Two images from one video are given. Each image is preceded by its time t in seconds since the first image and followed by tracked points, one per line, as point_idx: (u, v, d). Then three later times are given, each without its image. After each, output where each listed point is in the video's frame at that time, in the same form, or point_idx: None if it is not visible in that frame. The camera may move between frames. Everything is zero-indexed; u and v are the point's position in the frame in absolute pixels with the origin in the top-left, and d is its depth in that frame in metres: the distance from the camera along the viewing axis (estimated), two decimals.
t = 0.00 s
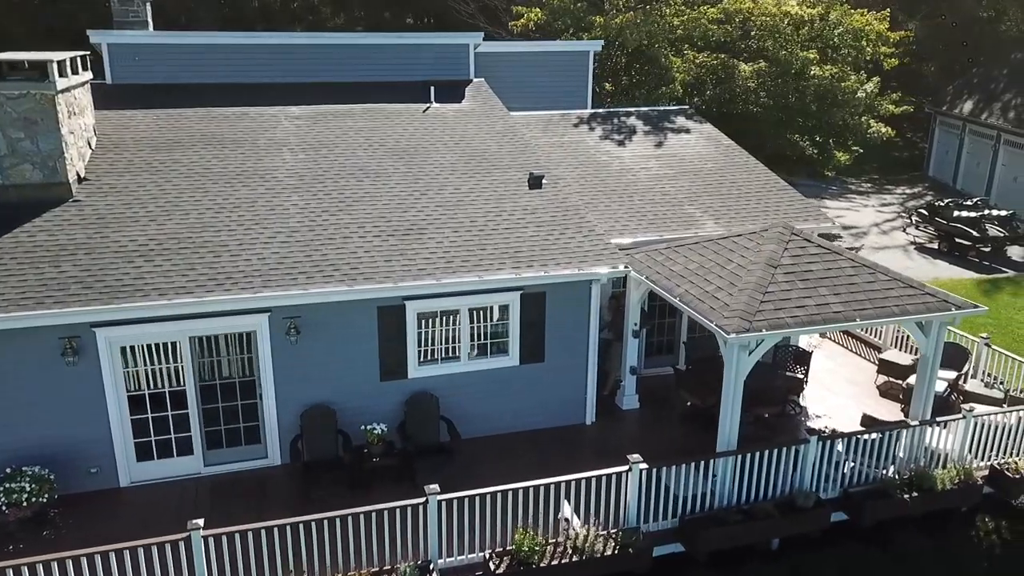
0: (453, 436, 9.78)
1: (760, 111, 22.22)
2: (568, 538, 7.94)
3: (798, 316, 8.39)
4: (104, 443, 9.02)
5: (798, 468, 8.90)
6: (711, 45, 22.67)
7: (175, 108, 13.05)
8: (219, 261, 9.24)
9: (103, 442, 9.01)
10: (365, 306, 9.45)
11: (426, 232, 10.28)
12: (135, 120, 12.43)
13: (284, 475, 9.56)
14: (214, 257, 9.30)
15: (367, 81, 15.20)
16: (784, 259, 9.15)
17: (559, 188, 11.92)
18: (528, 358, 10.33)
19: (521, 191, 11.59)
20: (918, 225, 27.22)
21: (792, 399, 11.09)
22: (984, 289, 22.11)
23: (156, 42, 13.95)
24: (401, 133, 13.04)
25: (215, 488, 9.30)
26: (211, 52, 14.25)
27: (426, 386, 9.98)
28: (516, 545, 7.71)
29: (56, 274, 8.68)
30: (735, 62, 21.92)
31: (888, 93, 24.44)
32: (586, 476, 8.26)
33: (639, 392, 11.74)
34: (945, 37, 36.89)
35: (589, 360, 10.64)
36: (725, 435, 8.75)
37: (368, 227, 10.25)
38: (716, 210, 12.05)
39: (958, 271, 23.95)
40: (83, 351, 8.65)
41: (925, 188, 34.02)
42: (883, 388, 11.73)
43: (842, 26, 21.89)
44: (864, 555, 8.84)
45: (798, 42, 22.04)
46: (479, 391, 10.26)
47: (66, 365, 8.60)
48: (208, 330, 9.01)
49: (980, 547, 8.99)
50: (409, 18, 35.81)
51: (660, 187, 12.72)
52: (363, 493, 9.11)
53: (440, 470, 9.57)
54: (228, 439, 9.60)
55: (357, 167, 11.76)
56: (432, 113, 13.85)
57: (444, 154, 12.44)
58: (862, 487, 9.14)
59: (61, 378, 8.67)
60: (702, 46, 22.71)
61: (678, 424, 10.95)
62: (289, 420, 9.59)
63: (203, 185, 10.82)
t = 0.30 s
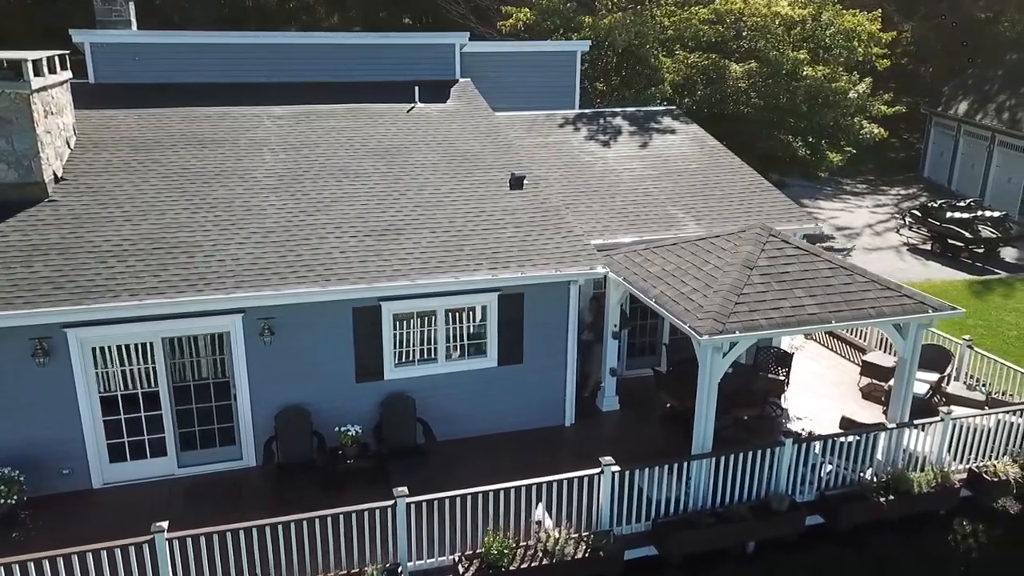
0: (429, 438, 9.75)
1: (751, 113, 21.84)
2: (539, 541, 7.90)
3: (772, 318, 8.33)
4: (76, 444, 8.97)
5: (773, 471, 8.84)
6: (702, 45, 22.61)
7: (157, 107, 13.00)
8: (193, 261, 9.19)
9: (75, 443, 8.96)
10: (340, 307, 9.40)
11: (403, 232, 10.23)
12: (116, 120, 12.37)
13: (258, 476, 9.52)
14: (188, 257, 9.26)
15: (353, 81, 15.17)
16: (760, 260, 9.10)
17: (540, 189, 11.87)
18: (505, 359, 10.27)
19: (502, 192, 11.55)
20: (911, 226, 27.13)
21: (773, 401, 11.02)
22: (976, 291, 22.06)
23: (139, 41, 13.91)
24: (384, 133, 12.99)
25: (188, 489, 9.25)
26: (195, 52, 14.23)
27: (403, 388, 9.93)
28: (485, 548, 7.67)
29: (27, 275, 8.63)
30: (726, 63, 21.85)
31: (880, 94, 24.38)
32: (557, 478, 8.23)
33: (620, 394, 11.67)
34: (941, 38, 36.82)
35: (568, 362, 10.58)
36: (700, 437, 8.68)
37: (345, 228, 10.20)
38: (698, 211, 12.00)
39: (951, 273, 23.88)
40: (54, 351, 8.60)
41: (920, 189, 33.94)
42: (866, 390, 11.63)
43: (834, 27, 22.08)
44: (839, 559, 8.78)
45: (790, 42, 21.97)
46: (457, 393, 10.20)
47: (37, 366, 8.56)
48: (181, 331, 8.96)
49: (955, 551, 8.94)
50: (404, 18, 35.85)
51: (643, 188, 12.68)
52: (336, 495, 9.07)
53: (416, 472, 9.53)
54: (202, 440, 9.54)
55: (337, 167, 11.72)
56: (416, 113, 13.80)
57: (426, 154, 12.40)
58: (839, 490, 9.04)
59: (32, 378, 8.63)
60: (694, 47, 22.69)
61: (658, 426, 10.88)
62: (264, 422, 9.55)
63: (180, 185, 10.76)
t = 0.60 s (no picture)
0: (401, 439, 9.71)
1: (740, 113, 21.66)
2: (505, 543, 7.84)
3: (742, 320, 8.28)
4: (45, 446, 8.92)
5: (745, 474, 8.79)
6: (693, 46, 22.54)
7: (137, 107, 12.95)
8: (164, 262, 9.15)
9: (43, 445, 8.91)
10: (311, 308, 9.36)
11: (378, 233, 10.18)
12: (94, 119, 12.31)
13: (229, 477, 9.48)
14: (158, 258, 9.22)
15: (336, 81, 15.12)
16: (732, 261, 9.06)
17: (519, 189, 11.82)
18: (480, 360, 10.22)
19: (480, 192, 11.50)
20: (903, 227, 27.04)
21: (751, 402, 10.95)
22: (967, 292, 21.98)
23: (119, 41, 13.87)
24: (364, 133, 12.93)
25: (158, 491, 9.21)
26: (176, 52, 14.20)
27: (376, 390, 9.89)
28: (450, 551, 7.62)
29: None
30: (716, 63, 21.75)
31: (871, 94, 24.31)
32: (526, 479, 8.17)
33: (598, 396, 11.63)
34: (935, 39, 36.75)
35: (544, 363, 10.54)
36: (670, 439, 8.63)
37: (318, 228, 10.17)
38: (677, 212, 11.95)
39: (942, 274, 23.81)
40: (22, 352, 8.55)
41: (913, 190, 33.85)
42: (846, 392, 11.55)
43: (824, 27, 21.98)
44: (811, 562, 8.71)
45: (780, 42, 21.88)
46: (431, 394, 10.15)
47: (4, 367, 8.50)
48: (151, 332, 8.91)
49: (928, 554, 8.87)
50: (398, 18, 35.77)
51: (624, 188, 12.62)
52: (306, 496, 9.03)
53: (387, 474, 9.48)
54: (173, 442, 9.49)
55: (315, 167, 11.67)
56: (398, 113, 13.75)
57: (405, 154, 12.35)
58: (812, 493, 8.99)
59: None
60: (684, 47, 22.62)
61: (635, 428, 10.83)
62: (235, 423, 9.51)
63: (154, 185, 10.70)
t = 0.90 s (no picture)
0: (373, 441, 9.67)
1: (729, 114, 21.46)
2: (472, 546, 7.80)
3: (713, 321, 8.22)
4: (13, 447, 8.88)
5: (716, 477, 8.73)
6: (682, 46, 22.48)
7: (116, 106, 12.89)
8: (134, 262, 9.11)
9: (11, 446, 8.87)
10: (283, 309, 9.32)
11: (351, 233, 10.14)
12: (72, 119, 12.25)
13: (200, 478, 9.43)
14: (128, 258, 9.17)
15: (319, 81, 15.10)
16: (705, 263, 9.03)
17: (497, 189, 11.77)
18: (454, 361, 10.16)
19: (458, 192, 11.46)
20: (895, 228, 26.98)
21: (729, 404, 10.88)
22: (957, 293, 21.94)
23: (100, 40, 13.83)
24: (344, 133, 12.88)
25: (128, 492, 9.17)
26: (157, 51, 14.19)
27: (349, 391, 9.84)
28: (415, 553, 7.58)
29: None
30: (705, 62, 21.66)
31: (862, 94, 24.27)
32: (494, 481, 8.12)
33: (576, 397, 11.59)
34: (930, 39, 36.67)
35: (520, 364, 10.48)
36: (641, 441, 8.57)
37: (292, 228, 10.12)
38: (656, 213, 11.90)
39: (933, 275, 23.75)
40: None
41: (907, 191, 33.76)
42: (826, 394, 11.51)
43: (814, 28, 21.91)
44: (782, 563, 8.74)
45: (770, 42, 21.81)
46: (405, 396, 10.11)
47: None
48: (120, 333, 8.86)
49: (901, 557, 8.89)
50: (391, 16, 35.71)
51: (604, 189, 12.58)
52: (276, 498, 9.00)
53: (359, 476, 9.44)
54: (144, 443, 9.45)
55: (292, 167, 11.63)
56: (379, 113, 13.71)
57: (384, 154, 12.31)
58: (784, 495, 8.94)
59: None
60: (673, 47, 22.58)
61: (612, 429, 10.77)
62: (206, 425, 9.47)
63: (129, 185, 10.65)
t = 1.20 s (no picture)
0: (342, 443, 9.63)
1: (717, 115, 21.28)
2: (433, 549, 7.74)
3: (678, 323, 8.17)
4: None
5: (684, 480, 8.67)
6: (671, 46, 22.42)
7: (93, 106, 12.84)
8: (100, 263, 9.06)
9: None
10: (251, 310, 9.27)
11: (322, 233, 10.10)
12: (48, 118, 12.20)
13: (167, 480, 9.39)
14: (94, 258, 9.13)
15: (300, 81, 15.06)
16: (674, 265, 8.99)
17: (473, 190, 11.72)
18: (426, 362, 10.11)
19: (433, 193, 11.41)
20: (886, 229, 26.89)
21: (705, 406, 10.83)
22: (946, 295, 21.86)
23: (78, 40, 13.79)
24: (321, 133, 12.82)
25: (94, 494, 9.12)
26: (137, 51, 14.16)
27: (319, 393, 9.79)
28: (376, 556, 7.52)
29: None
30: (693, 63, 21.60)
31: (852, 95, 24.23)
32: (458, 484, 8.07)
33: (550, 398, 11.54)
34: (924, 40, 36.61)
35: (493, 366, 10.44)
36: (609, 443, 8.51)
37: (263, 229, 10.08)
38: (633, 214, 11.85)
39: (923, 276, 23.68)
40: None
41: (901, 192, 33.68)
42: (802, 396, 11.44)
43: (803, 28, 21.87)
44: (751, 566, 8.66)
45: (759, 42, 21.76)
46: (376, 398, 10.06)
47: None
48: (85, 334, 8.81)
49: (871, 560, 8.80)
50: (385, 16, 35.64)
51: (582, 190, 12.52)
52: (242, 501, 8.96)
53: (327, 479, 9.41)
54: (111, 445, 9.39)
55: (266, 167, 11.58)
56: (358, 113, 13.66)
57: (361, 154, 12.26)
58: (754, 498, 8.88)
59: None
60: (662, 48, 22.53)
61: (585, 431, 10.71)
62: (174, 426, 9.43)
63: (100, 185, 10.58)
